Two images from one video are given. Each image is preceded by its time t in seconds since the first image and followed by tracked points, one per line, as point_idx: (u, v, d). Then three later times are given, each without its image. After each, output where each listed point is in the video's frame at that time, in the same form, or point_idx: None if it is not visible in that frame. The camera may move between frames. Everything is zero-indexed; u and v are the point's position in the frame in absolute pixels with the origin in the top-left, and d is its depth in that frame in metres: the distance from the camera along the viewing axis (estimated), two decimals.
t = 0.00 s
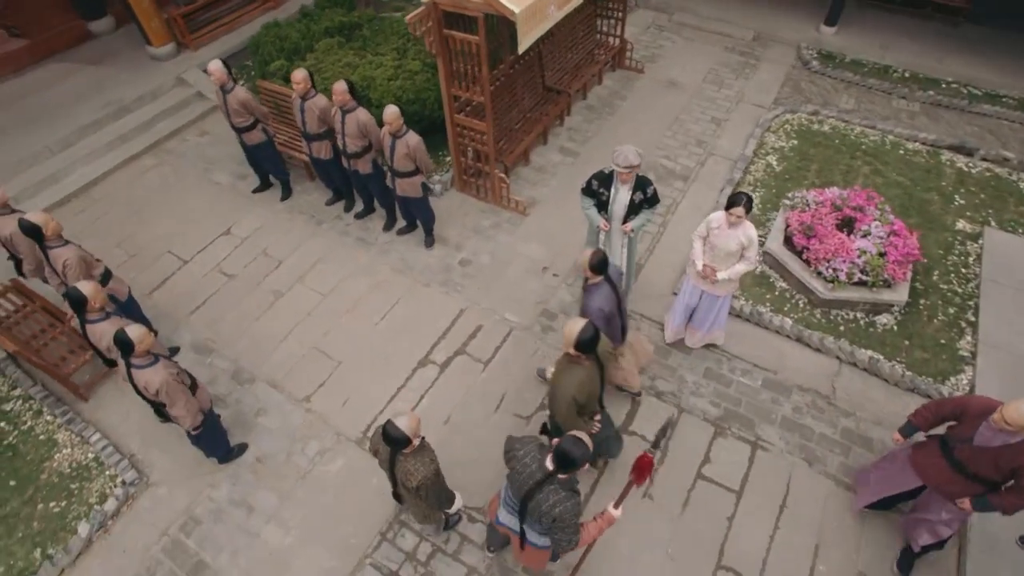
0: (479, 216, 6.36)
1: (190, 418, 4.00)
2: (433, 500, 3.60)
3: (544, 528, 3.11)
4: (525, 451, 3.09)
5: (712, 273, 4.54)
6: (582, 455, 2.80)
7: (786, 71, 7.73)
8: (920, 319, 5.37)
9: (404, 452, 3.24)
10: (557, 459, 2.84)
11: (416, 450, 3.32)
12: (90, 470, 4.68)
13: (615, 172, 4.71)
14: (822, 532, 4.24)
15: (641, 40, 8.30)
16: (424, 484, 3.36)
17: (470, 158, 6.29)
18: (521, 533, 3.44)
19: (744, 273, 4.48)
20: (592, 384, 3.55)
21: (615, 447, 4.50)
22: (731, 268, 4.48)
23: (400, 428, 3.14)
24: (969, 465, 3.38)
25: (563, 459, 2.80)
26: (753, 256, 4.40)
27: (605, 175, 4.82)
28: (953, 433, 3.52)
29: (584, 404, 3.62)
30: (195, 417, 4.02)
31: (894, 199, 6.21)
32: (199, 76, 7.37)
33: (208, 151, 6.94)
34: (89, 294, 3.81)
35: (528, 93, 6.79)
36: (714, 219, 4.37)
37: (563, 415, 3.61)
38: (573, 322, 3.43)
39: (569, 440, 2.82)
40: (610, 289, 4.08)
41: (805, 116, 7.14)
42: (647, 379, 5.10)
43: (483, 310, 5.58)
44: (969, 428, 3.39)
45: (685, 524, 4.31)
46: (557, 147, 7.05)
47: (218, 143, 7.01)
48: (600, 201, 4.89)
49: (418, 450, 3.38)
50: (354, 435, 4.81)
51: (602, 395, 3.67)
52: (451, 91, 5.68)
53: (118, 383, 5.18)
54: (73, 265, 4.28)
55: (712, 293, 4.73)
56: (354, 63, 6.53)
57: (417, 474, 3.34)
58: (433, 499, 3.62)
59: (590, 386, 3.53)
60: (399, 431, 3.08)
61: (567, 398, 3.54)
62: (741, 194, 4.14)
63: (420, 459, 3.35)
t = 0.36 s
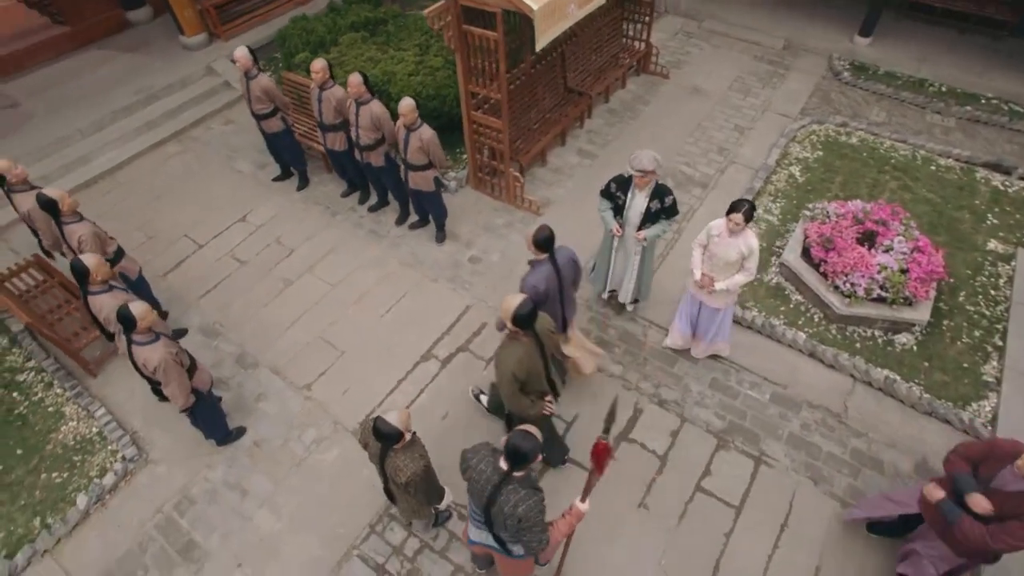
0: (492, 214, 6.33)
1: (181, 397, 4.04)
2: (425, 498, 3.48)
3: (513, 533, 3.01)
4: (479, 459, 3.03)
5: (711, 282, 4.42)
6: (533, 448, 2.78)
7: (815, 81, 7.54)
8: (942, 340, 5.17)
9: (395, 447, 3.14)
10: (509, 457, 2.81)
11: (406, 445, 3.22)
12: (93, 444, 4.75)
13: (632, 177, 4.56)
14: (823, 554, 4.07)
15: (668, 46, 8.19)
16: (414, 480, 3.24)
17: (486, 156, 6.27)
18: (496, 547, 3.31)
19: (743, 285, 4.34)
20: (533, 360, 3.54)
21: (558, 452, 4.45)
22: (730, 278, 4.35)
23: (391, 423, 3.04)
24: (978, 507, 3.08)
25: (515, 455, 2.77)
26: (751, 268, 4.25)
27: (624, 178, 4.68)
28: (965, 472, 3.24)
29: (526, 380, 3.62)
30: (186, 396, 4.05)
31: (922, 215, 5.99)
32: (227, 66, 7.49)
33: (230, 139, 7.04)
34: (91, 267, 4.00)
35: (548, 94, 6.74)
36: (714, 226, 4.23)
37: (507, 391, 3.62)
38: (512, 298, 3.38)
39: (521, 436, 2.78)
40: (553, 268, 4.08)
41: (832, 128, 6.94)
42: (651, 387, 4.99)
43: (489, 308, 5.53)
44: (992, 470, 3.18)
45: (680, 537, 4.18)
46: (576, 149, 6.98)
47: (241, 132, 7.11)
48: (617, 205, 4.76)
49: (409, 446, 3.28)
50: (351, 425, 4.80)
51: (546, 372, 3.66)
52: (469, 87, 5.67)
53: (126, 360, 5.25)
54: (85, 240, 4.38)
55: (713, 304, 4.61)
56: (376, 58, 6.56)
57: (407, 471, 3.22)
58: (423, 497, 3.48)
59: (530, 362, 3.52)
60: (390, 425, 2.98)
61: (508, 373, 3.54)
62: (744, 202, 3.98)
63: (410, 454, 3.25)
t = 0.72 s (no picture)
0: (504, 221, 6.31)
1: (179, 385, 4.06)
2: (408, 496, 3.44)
3: (466, 542, 2.99)
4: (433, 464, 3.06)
5: (699, 295, 4.31)
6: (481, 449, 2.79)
7: (843, 102, 7.38)
8: (965, 371, 4.94)
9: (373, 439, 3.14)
10: (459, 458, 2.83)
11: (386, 437, 3.24)
12: (94, 427, 4.79)
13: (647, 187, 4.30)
14: None
15: (693, 62, 8.11)
16: (393, 474, 3.23)
17: (501, 163, 6.26)
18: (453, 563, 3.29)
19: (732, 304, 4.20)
20: (475, 324, 3.61)
21: (504, 426, 4.61)
22: (717, 294, 4.22)
23: (368, 414, 3.04)
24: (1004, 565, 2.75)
25: (464, 456, 2.79)
26: (740, 287, 4.10)
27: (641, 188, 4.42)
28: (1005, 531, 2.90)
29: (467, 345, 3.68)
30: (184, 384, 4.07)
31: (948, 241, 5.77)
32: (255, 67, 7.64)
33: (253, 136, 7.16)
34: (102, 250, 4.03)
35: (568, 104, 6.71)
36: (708, 239, 4.12)
37: (449, 357, 3.66)
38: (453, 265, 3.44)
39: (465, 435, 2.84)
40: (504, 245, 4.16)
41: (858, 149, 6.77)
42: (653, 402, 4.87)
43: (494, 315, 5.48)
44: None
45: (673, 559, 4.02)
46: (593, 160, 6.93)
47: (264, 130, 7.23)
48: (631, 216, 4.51)
49: (388, 440, 3.27)
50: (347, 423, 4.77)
51: (487, 337, 3.73)
52: (486, 93, 5.68)
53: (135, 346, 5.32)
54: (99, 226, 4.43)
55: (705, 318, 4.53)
56: (399, 62, 6.61)
57: (387, 465, 3.21)
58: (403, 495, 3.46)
59: (471, 326, 3.59)
60: (368, 416, 2.97)
61: (449, 337, 3.59)
62: (739, 218, 3.83)
63: (390, 447, 3.25)
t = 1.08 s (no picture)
0: (515, 232, 6.28)
1: (176, 376, 4.07)
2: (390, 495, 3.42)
3: (448, 563, 2.81)
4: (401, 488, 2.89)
5: (681, 313, 4.11)
6: (444, 463, 2.61)
7: (868, 128, 7.22)
8: (988, 408, 4.71)
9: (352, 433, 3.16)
10: (422, 478, 2.66)
11: (365, 433, 3.26)
12: (96, 415, 4.84)
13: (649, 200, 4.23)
14: None
15: (717, 84, 8.04)
16: (372, 470, 3.22)
17: (515, 175, 6.27)
18: None
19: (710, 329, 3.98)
20: (415, 304, 3.67)
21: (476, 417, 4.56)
22: (699, 316, 4.01)
23: (346, 406, 3.07)
24: None
25: (428, 476, 2.61)
26: (722, 313, 3.88)
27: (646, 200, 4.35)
28: None
29: (408, 326, 3.74)
30: (181, 376, 4.08)
31: (975, 272, 5.53)
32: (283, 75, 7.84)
33: (275, 141, 7.31)
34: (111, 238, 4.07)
35: (585, 119, 6.71)
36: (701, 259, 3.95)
37: (388, 336, 3.72)
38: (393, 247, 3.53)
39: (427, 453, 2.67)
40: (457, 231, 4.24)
41: (882, 175, 6.59)
42: (655, 422, 4.72)
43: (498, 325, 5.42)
44: None
45: None
46: (609, 176, 6.88)
47: (286, 136, 7.38)
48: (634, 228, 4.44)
49: (366, 436, 3.30)
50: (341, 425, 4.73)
51: (430, 319, 3.78)
52: (502, 105, 5.71)
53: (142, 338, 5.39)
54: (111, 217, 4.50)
55: (690, 342, 4.26)
56: (420, 73, 6.70)
57: (365, 459, 3.21)
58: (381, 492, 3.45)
59: (410, 307, 3.65)
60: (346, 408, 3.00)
61: (387, 317, 3.65)
62: (727, 238, 3.65)
63: (368, 443, 3.27)
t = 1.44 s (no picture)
0: (525, 245, 6.26)
1: (173, 367, 4.08)
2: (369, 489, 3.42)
3: None
4: (384, 515, 2.77)
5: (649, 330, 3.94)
6: (428, 484, 2.52)
7: (893, 155, 7.06)
8: (1012, 446, 4.46)
9: (330, 424, 3.20)
10: (406, 502, 2.55)
11: (343, 424, 3.30)
12: (98, 403, 4.89)
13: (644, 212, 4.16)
14: None
15: (738, 107, 7.98)
16: (350, 462, 3.24)
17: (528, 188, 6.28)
18: None
19: (671, 356, 3.74)
20: (356, 271, 3.83)
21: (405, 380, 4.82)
22: (665, 339, 3.78)
23: (325, 395, 3.13)
24: None
25: (412, 498, 2.50)
26: (686, 339, 3.64)
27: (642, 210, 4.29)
28: None
29: (348, 293, 3.90)
30: (178, 368, 4.09)
31: (1002, 303, 5.28)
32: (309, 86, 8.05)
33: (297, 149, 7.47)
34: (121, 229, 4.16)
35: (601, 136, 6.71)
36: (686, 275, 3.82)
37: (329, 303, 3.86)
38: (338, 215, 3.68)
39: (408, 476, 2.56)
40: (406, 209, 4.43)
41: (906, 202, 6.41)
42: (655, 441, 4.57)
43: (500, 335, 5.36)
44: None
45: None
46: (623, 194, 6.83)
47: (308, 144, 7.55)
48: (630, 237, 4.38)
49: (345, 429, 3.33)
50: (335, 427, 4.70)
51: (370, 287, 3.96)
52: (516, 117, 5.74)
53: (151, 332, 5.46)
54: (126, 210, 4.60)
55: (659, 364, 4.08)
56: (439, 86, 6.80)
57: (343, 451, 3.24)
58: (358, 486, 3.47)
59: (350, 273, 3.81)
60: (324, 397, 3.05)
61: (327, 282, 3.80)
62: (701, 257, 3.47)
63: (346, 435, 3.29)
